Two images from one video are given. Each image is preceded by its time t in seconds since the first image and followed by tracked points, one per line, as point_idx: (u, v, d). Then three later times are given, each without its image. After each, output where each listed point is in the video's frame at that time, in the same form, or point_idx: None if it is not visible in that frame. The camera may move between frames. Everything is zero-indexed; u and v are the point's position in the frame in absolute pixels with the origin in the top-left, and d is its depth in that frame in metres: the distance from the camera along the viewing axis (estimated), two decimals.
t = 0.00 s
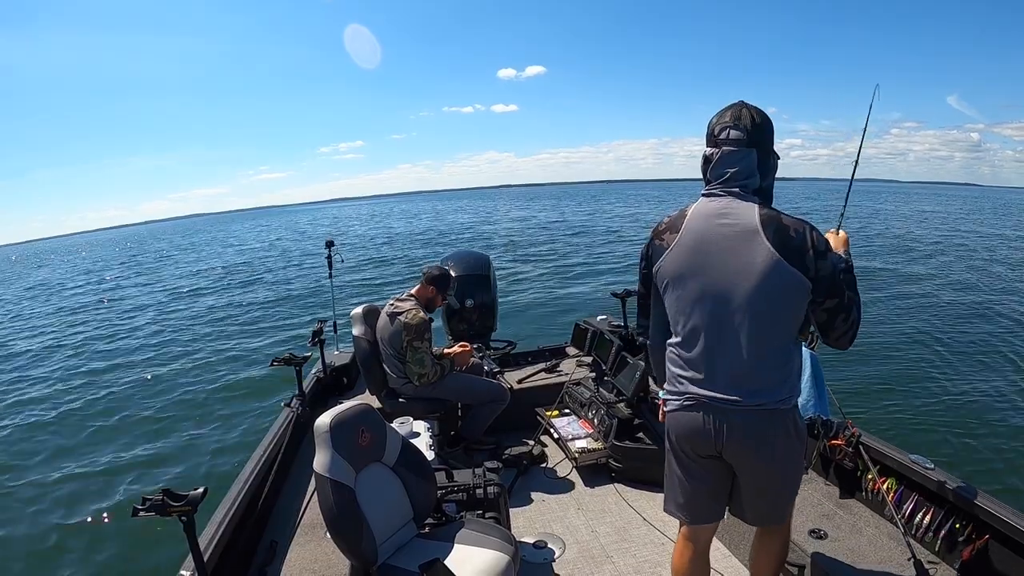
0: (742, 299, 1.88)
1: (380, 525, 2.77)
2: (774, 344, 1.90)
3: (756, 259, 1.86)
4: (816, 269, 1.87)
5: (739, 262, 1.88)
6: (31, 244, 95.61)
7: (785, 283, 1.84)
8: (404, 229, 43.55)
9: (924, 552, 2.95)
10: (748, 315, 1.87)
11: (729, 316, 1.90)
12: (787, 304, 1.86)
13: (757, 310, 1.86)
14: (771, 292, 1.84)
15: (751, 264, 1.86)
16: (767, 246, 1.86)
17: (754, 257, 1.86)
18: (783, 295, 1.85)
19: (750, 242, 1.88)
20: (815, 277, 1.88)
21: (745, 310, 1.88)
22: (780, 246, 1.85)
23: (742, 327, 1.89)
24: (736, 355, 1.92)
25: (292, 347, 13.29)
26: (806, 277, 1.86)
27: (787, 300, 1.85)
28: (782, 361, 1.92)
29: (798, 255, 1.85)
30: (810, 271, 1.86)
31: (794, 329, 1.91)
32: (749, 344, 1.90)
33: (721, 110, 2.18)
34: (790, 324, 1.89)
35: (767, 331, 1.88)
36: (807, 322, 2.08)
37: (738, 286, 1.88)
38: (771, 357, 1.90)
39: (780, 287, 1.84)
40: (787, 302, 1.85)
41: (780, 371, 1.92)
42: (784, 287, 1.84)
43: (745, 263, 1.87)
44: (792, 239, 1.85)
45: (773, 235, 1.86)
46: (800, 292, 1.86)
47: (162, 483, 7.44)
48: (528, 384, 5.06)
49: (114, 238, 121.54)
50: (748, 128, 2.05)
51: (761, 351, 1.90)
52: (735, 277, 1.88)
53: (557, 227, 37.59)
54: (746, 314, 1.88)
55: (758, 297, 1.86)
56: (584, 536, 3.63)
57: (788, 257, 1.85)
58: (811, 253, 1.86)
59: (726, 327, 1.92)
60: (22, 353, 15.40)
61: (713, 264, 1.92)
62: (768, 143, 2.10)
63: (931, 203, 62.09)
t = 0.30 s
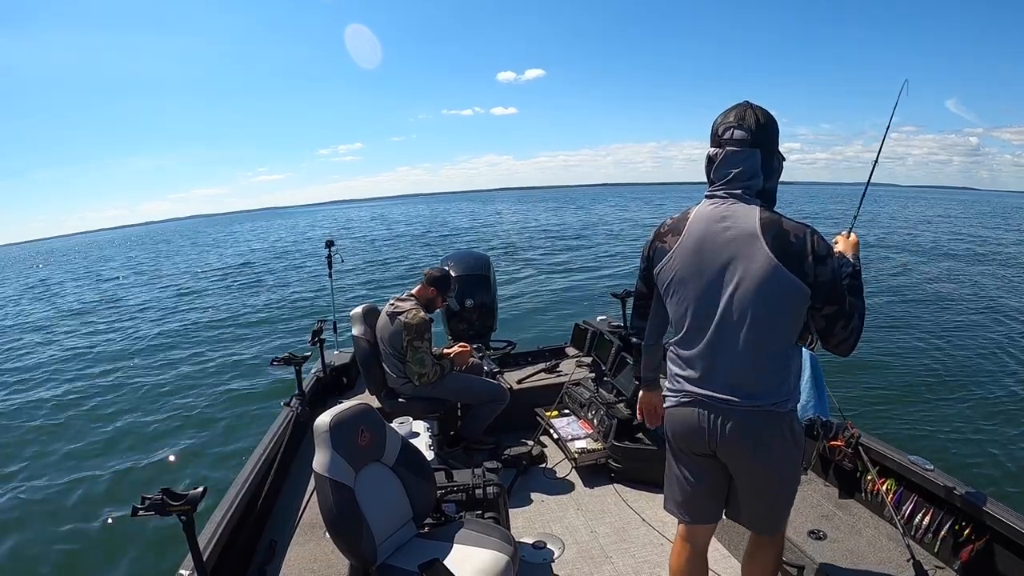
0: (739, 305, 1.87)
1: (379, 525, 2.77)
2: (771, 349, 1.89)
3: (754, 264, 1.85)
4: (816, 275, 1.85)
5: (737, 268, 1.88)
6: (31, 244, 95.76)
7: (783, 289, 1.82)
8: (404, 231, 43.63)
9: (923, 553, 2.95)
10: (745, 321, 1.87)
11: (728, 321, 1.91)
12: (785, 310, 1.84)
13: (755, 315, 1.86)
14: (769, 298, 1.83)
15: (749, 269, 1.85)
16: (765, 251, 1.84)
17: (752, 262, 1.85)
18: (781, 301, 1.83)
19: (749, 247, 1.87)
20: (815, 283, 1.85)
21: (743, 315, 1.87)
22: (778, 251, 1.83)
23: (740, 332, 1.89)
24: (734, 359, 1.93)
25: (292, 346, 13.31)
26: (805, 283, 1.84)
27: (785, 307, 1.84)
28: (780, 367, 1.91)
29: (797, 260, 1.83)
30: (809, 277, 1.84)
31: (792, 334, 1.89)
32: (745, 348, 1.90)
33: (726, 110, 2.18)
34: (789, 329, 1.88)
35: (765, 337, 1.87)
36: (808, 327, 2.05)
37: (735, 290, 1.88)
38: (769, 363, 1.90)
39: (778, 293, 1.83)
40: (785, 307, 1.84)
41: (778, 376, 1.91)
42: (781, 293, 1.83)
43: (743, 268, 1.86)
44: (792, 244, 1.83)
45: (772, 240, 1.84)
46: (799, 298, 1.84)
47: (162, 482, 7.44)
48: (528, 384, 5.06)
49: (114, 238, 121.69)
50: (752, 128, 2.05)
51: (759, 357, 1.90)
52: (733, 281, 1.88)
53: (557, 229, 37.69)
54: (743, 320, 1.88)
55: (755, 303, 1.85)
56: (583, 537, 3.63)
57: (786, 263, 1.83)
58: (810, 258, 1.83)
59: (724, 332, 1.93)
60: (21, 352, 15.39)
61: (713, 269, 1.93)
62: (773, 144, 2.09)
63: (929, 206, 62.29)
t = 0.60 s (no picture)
0: (747, 309, 1.87)
1: (379, 526, 2.77)
2: (779, 354, 1.89)
3: (764, 269, 1.84)
4: (825, 281, 1.84)
5: (746, 271, 1.87)
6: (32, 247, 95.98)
7: (791, 295, 1.82)
8: (403, 233, 43.72)
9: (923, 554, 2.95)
10: (753, 326, 1.87)
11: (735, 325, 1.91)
12: (793, 316, 1.84)
13: (764, 319, 1.86)
14: (777, 302, 1.83)
15: (757, 274, 1.85)
16: (776, 256, 1.83)
17: (762, 267, 1.85)
18: (789, 306, 1.83)
19: (759, 251, 1.86)
20: (824, 289, 1.84)
21: (751, 319, 1.87)
22: (788, 256, 1.82)
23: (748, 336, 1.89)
24: (741, 363, 1.92)
25: (293, 348, 13.32)
26: (815, 289, 1.83)
27: (793, 312, 1.84)
28: (788, 372, 1.91)
29: (807, 265, 1.82)
30: (818, 283, 1.83)
31: (800, 340, 1.89)
32: (753, 353, 1.90)
33: (738, 111, 2.17)
34: (797, 335, 1.88)
35: (773, 341, 1.87)
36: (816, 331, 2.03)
37: (745, 294, 1.88)
38: (776, 368, 1.90)
39: (788, 298, 1.82)
40: (794, 312, 1.83)
41: (785, 381, 1.91)
42: (790, 298, 1.82)
43: (752, 272, 1.86)
44: (802, 249, 1.82)
45: (783, 245, 1.83)
46: (808, 303, 1.83)
47: (163, 484, 7.46)
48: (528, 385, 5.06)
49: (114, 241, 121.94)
50: (765, 129, 2.04)
51: (766, 362, 1.89)
52: (742, 285, 1.88)
53: (556, 231, 37.78)
54: (751, 324, 1.88)
55: (764, 307, 1.85)
56: (583, 537, 3.63)
57: (796, 268, 1.82)
58: (820, 264, 1.82)
59: (732, 336, 1.92)
60: (22, 354, 15.43)
61: (721, 273, 1.93)
62: (785, 145, 2.08)
63: (929, 207, 62.33)
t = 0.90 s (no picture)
0: (770, 309, 1.88)
1: (379, 526, 2.77)
2: (801, 353, 1.89)
3: (787, 269, 1.84)
4: (850, 280, 1.84)
5: (770, 272, 1.87)
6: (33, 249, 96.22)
7: (814, 295, 1.82)
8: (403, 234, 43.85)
9: (924, 554, 2.94)
10: (775, 325, 1.88)
11: (757, 326, 1.91)
12: (816, 316, 1.85)
13: (787, 320, 1.86)
14: (801, 303, 1.83)
15: (781, 275, 1.85)
16: (799, 257, 1.83)
17: (785, 267, 1.84)
18: (812, 307, 1.83)
19: (782, 251, 1.85)
20: (848, 289, 1.84)
21: (774, 320, 1.87)
22: (813, 257, 1.82)
23: (770, 336, 1.89)
24: (762, 362, 1.93)
25: (293, 350, 13.34)
26: (839, 288, 1.83)
27: (817, 313, 1.84)
28: (811, 371, 1.91)
29: (831, 265, 1.82)
30: (843, 282, 1.84)
31: (824, 339, 1.89)
32: (776, 352, 1.90)
33: (757, 107, 2.15)
34: (819, 335, 1.88)
35: (795, 341, 1.88)
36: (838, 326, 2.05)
37: (768, 294, 1.87)
38: (798, 368, 1.90)
39: (811, 298, 1.82)
40: (818, 313, 1.84)
41: (809, 379, 1.91)
42: (813, 298, 1.82)
43: (775, 273, 1.86)
44: (825, 249, 1.82)
45: (807, 245, 1.83)
46: (831, 304, 1.83)
47: (163, 486, 7.47)
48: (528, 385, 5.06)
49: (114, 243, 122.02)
50: (787, 125, 2.03)
51: (790, 362, 1.90)
52: (765, 286, 1.88)
53: (554, 232, 37.82)
54: (773, 324, 1.88)
55: (786, 308, 1.85)
56: (584, 537, 3.63)
57: (820, 269, 1.82)
58: (845, 264, 1.82)
59: (754, 336, 1.93)
60: (23, 357, 15.47)
61: (743, 273, 1.93)
62: (806, 141, 2.07)
63: (928, 207, 62.34)
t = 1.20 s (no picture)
0: (799, 311, 1.87)
1: (380, 527, 2.76)
2: (829, 354, 1.90)
3: (817, 271, 1.83)
4: (878, 283, 1.86)
5: (800, 273, 1.86)
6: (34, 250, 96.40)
7: (843, 296, 1.82)
8: (402, 235, 43.90)
9: (925, 553, 2.95)
10: (804, 326, 1.87)
11: (786, 327, 1.90)
12: (844, 317, 1.85)
13: (817, 322, 1.86)
14: (830, 304, 1.83)
15: (811, 277, 1.84)
16: (829, 258, 1.82)
17: (815, 269, 1.84)
18: (840, 308, 1.83)
19: (812, 254, 1.85)
20: (875, 290, 1.86)
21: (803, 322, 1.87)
22: (842, 258, 1.82)
23: (799, 337, 1.89)
24: (790, 363, 1.92)
25: (292, 350, 13.34)
26: (868, 290, 1.84)
27: (846, 313, 1.84)
28: (837, 372, 1.92)
29: (859, 266, 1.82)
30: (871, 284, 1.84)
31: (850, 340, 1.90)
32: (804, 353, 1.90)
33: (780, 108, 2.14)
34: (846, 336, 1.89)
35: (823, 342, 1.88)
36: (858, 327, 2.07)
37: (797, 296, 1.87)
38: (824, 368, 1.91)
39: (840, 300, 1.83)
40: (848, 314, 1.84)
41: (835, 380, 1.92)
42: (842, 299, 1.82)
43: (805, 274, 1.85)
44: (854, 251, 1.82)
45: (836, 247, 1.82)
46: (859, 305, 1.84)
47: (162, 486, 7.48)
48: (528, 385, 5.06)
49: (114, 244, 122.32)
50: (813, 127, 2.02)
51: (817, 363, 1.90)
52: (795, 287, 1.87)
53: (553, 233, 37.80)
54: (802, 325, 1.87)
55: (815, 309, 1.85)
56: (584, 537, 3.63)
57: (849, 271, 1.82)
58: (873, 267, 1.83)
59: (782, 338, 1.92)
60: (22, 357, 15.49)
61: (771, 274, 1.91)
62: (831, 143, 2.07)
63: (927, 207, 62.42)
